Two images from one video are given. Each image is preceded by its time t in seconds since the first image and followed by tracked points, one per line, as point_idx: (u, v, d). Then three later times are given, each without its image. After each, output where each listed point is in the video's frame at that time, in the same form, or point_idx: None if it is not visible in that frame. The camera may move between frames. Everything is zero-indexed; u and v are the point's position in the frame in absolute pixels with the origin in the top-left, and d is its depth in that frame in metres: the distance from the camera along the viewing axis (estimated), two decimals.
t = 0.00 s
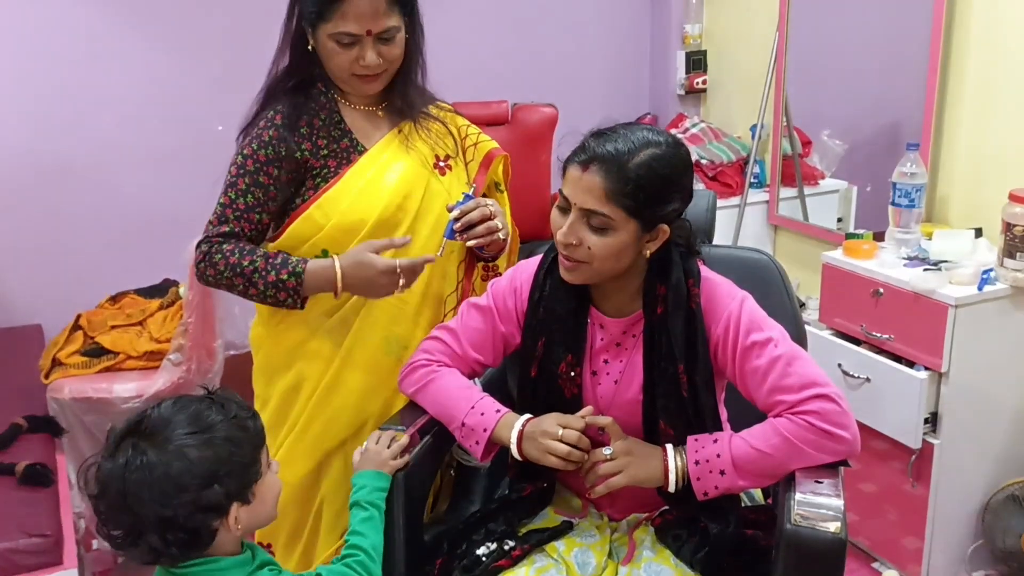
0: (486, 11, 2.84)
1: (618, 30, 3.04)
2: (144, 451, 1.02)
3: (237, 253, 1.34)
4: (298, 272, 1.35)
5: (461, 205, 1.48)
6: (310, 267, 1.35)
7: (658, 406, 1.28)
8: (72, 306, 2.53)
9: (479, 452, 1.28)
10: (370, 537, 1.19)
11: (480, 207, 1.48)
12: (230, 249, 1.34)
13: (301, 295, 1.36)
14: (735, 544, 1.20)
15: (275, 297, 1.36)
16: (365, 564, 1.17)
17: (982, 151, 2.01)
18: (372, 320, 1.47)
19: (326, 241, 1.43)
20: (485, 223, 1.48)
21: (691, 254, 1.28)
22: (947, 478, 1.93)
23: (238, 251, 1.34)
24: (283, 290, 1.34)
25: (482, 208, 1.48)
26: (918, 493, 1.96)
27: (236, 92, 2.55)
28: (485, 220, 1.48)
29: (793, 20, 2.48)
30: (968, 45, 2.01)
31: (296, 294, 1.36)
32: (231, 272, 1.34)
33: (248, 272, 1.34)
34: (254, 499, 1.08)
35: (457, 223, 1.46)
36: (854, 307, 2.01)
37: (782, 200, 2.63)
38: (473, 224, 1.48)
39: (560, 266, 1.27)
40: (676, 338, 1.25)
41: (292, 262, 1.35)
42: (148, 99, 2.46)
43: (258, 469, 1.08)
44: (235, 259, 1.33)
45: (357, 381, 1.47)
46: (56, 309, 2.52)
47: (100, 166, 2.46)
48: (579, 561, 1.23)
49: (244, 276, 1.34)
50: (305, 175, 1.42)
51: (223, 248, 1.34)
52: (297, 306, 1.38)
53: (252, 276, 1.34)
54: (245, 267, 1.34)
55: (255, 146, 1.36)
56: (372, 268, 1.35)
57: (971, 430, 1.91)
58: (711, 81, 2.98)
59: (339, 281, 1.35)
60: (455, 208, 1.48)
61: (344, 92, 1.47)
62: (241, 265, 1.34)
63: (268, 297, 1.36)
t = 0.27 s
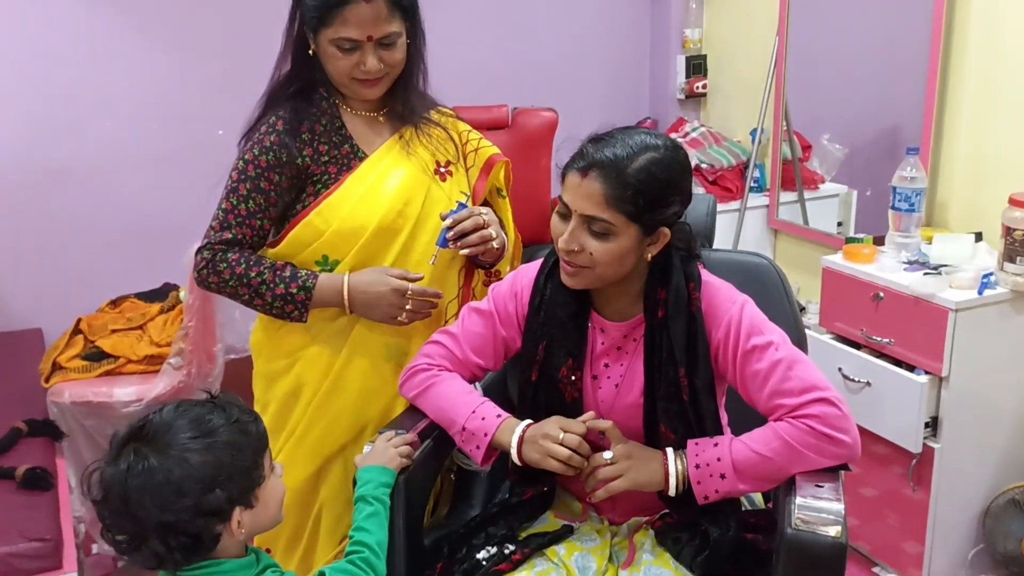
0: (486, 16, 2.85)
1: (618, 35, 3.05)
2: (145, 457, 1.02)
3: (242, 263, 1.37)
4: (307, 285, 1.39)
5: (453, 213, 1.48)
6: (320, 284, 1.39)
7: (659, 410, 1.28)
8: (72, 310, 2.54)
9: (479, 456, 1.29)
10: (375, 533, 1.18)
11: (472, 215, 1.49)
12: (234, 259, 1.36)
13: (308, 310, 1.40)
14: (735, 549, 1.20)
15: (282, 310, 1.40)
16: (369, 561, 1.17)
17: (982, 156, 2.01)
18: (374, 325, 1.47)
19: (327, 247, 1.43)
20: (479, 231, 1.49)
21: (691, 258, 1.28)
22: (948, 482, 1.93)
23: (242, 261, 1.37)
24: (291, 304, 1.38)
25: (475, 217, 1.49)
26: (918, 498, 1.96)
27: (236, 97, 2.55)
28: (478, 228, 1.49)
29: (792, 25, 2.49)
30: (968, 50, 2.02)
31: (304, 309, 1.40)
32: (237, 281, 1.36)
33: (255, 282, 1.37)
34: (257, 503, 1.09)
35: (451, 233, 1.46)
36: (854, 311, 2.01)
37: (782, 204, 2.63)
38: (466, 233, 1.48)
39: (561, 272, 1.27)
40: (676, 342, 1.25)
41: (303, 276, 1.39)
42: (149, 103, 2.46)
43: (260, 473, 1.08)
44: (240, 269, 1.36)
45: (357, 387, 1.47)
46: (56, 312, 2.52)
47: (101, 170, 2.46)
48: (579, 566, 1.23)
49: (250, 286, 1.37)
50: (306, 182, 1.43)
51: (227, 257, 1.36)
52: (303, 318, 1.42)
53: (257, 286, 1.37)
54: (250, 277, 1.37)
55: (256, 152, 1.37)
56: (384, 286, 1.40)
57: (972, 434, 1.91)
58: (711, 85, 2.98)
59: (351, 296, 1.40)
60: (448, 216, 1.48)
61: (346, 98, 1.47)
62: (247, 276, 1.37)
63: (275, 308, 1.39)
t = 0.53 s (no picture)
0: (485, 20, 2.85)
1: (618, 39, 3.05)
2: (158, 459, 1.02)
3: (248, 269, 1.37)
4: (317, 289, 1.39)
5: (443, 221, 1.47)
6: (329, 286, 1.40)
7: (659, 414, 1.28)
8: (72, 314, 2.53)
9: (480, 460, 1.28)
10: (378, 536, 1.17)
11: (460, 223, 1.47)
12: (240, 265, 1.37)
13: (318, 311, 1.40)
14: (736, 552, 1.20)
15: (292, 313, 1.40)
16: (372, 564, 1.17)
17: (981, 160, 2.02)
18: (375, 329, 1.47)
19: (327, 252, 1.43)
20: (469, 237, 1.47)
21: (692, 260, 1.28)
22: (948, 486, 1.93)
23: (249, 268, 1.37)
24: (302, 307, 1.39)
25: (464, 225, 1.47)
26: (918, 501, 1.96)
27: (236, 101, 2.55)
28: (468, 235, 1.47)
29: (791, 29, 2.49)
30: (967, 54, 2.02)
31: (314, 311, 1.40)
32: (246, 288, 1.37)
33: (263, 288, 1.37)
34: (265, 511, 1.08)
35: (440, 243, 1.45)
36: (854, 315, 2.01)
37: (781, 208, 2.63)
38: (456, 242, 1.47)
39: (563, 275, 1.27)
40: (676, 346, 1.25)
41: (312, 280, 1.40)
42: (149, 107, 2.47)
43: (269, 480, 1.08)
44: (247, 275, 1.36)
45: (356, 393, 1.47)
46: (56, 316, 2.52)
47: (101, 174, 2.46)
48: (580, 570, 1.23)
49: (258, 292, 1.38)
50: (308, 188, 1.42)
51: (233, 264, 1.36)
52: (312, 322, 1.42)
53: (265, 291, 1.37)
54: (257, 283, 1.37)
55: (257, 158, 1.37)
56: (393, 281, 1.42)
57: (972, 438, 1.91)
58: (710, 89, 2.99)
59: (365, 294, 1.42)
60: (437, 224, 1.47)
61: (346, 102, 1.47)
62: (255, 282, 1.37)
63: (284, 312, 1.40)
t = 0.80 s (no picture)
0: (486, 25, 2.86)
1: (618, 44, 3.05)
2: (165, 465, 1.01)
3: (255, 275, 1.36)
4: (325, 290, 1.39)
5: (433, 229, 1.48)
6: (338, 287, 1.40)
7: (659, 419, 1.28)
8: (72, 318, 2.54)
9: (478, 460, 1.28)
10: (379, 541, 1.17)
11: (450, 233, 1.48)
12: (247, 271, 1.36)
13: (327, 313, 1.40)
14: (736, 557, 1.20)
15: (300, 317, 1.40)
16: (372, 569, 1.16)
17: (981, 164, 2.02)
18: (375, 334, 1.47)
19: (328, 258, 1.43)
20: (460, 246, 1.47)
21: (694, 265, 1.28)
22: (948, 490, 1.92)
23: (255, 273, 1.37)
24: (312, 309, 1.39)
25: (455, 234, 1.48)
26: (919, 506, 1.96)
27: (237, 105, 2.56)
28: (458, 244, 1.47)
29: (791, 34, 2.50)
30: (966, 58, 2.03)
31: (324, 313, 1.40)
32: (254, 293, 1.36)
33: (271, 292, 1.37)
34: (269, 518, 1.09)
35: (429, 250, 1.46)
36: (854, 320, 2.01)
37: (782, 212, 2.63)
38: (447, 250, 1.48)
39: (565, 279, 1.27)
40: (677, 350, 1.25)
41: (319, 282, 1.40)
42: (150, 112, 2.47)
43: (273, 488, 1.08)
44: (254, 281, 1.36)
45: (357, 398, 1.47)
46: (56, 320, 2.52)
47: (101, 178, 2.46)
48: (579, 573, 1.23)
49: (267, 297, 1.37)
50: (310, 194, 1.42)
51: (240, 271, 1.36)
52: (320, 325, 1.42)
53: (273, 295, 1.37)
54: (264, 288, 1.37)
55: (260, 164, 1.36)
56: (396, 274, 1.43)
57: (972, 443, 1.91)
58: (710, 94, 2.99)
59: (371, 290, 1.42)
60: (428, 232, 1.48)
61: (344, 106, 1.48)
62: (263, 287, 1.37)
63: (293, 315, 1.39)
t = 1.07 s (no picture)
0: (485, 26, 2.86)
1: (618, 45, 3.06)
2: (169, 471, 1.01)
3: (255, 274, 1.37)
4: (326, 289, 1.40)
5: (433, 229, 1.48)
6: (338, 287, 1.41)
7: (659, 418, 1.28)
8: (72, 319, 2.54)
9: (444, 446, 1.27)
10: (383, 543, 1.15)
11: (453, 233, 1.48)
12: (246, 271, 1.36)
13: (326, 312, 1.41)
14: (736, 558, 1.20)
15: (301, 316, 1.40)
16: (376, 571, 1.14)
17: (981, 165, 2.02)
18: (375, 334, 1.47)
19: (328, 259, 1.43)
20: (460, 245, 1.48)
21: (697, 264, 1.28)
22: (948, 491, 1.92)
23: (255, 273, 1.37)
24: (312, 308, 1.39)
25: (456, 234, 1.48)
26: (919, 507, 1.96)
27: (237, 106, 2.56)
28: (459, 244, 1.48)
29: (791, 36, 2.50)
30: (966, 59, 2.03)
31: (324, 312, 1.41)
32: (254, 293, 1.36)
33: (270, 291, 1.37)
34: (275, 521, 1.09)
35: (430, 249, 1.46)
36: (853, 320, 2.01)
37: (781, 214, 2.63)
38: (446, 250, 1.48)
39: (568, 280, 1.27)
40: (678, 350, 1.25)
41: (320, 281, 1.41)
42: (150, 113, 2.47)
43: (278, 490, 1.08)
44: (254, 280, 1.36)
45: (358, 398, 1.47)
46: (56, 321, 2.52)
47: (101, 179, 2.47)
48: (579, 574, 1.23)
49: (267, 297, 1.37)
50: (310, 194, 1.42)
51: (240, 270, 1.36)
52: (320, 324, 1.43)
53: (273, 295, 1.37)
54: (264, 288, 1.37)
55: (261, 165, 1.36)
56: (391, 269, 1.43)
57: (972, 443, 1.91)
58: (710, 95, 3.00)
59: (365, 284, 1.42)
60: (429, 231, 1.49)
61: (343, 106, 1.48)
62: (263, 287, 1.37)
63: (293, 314, 1.40)
